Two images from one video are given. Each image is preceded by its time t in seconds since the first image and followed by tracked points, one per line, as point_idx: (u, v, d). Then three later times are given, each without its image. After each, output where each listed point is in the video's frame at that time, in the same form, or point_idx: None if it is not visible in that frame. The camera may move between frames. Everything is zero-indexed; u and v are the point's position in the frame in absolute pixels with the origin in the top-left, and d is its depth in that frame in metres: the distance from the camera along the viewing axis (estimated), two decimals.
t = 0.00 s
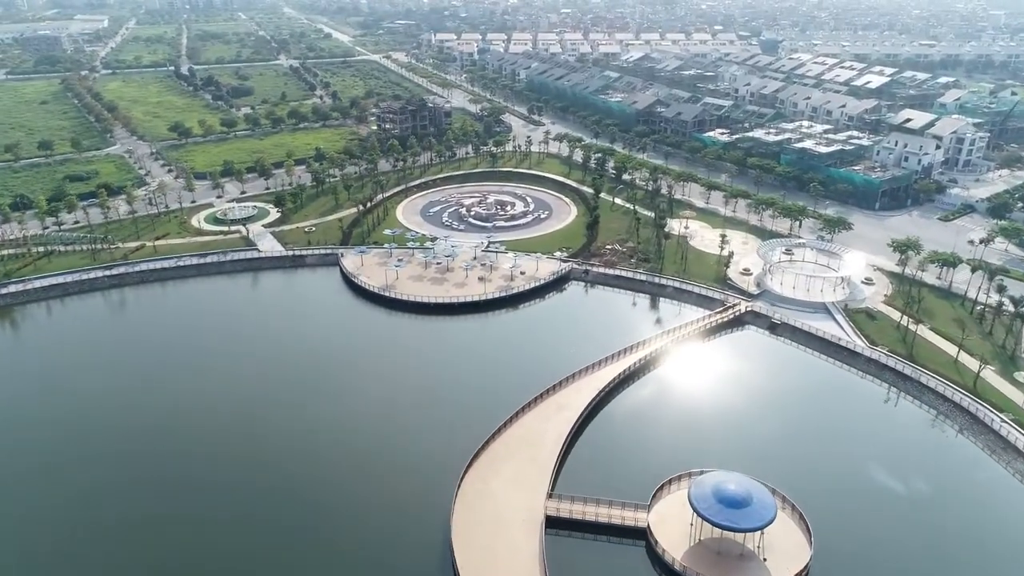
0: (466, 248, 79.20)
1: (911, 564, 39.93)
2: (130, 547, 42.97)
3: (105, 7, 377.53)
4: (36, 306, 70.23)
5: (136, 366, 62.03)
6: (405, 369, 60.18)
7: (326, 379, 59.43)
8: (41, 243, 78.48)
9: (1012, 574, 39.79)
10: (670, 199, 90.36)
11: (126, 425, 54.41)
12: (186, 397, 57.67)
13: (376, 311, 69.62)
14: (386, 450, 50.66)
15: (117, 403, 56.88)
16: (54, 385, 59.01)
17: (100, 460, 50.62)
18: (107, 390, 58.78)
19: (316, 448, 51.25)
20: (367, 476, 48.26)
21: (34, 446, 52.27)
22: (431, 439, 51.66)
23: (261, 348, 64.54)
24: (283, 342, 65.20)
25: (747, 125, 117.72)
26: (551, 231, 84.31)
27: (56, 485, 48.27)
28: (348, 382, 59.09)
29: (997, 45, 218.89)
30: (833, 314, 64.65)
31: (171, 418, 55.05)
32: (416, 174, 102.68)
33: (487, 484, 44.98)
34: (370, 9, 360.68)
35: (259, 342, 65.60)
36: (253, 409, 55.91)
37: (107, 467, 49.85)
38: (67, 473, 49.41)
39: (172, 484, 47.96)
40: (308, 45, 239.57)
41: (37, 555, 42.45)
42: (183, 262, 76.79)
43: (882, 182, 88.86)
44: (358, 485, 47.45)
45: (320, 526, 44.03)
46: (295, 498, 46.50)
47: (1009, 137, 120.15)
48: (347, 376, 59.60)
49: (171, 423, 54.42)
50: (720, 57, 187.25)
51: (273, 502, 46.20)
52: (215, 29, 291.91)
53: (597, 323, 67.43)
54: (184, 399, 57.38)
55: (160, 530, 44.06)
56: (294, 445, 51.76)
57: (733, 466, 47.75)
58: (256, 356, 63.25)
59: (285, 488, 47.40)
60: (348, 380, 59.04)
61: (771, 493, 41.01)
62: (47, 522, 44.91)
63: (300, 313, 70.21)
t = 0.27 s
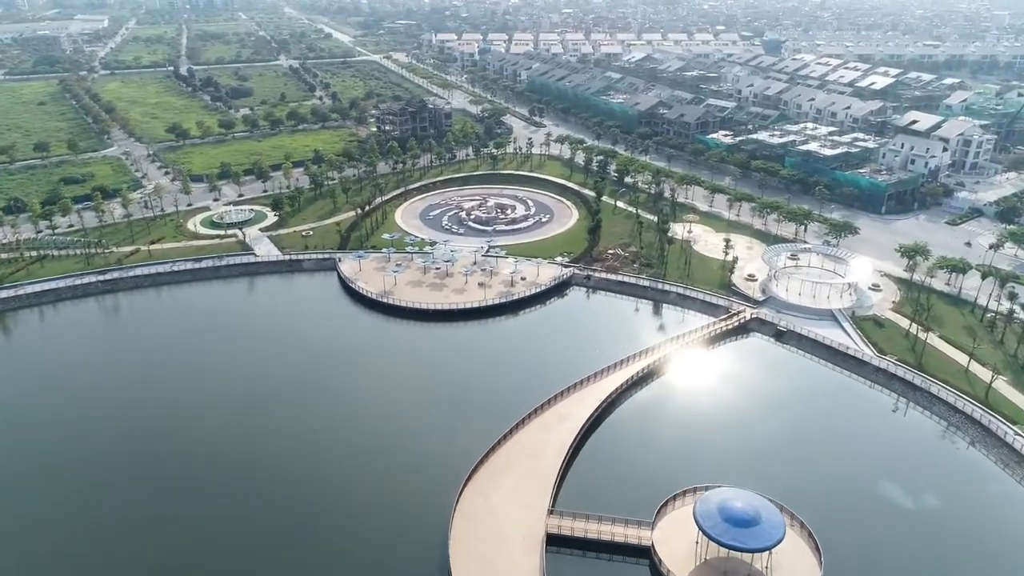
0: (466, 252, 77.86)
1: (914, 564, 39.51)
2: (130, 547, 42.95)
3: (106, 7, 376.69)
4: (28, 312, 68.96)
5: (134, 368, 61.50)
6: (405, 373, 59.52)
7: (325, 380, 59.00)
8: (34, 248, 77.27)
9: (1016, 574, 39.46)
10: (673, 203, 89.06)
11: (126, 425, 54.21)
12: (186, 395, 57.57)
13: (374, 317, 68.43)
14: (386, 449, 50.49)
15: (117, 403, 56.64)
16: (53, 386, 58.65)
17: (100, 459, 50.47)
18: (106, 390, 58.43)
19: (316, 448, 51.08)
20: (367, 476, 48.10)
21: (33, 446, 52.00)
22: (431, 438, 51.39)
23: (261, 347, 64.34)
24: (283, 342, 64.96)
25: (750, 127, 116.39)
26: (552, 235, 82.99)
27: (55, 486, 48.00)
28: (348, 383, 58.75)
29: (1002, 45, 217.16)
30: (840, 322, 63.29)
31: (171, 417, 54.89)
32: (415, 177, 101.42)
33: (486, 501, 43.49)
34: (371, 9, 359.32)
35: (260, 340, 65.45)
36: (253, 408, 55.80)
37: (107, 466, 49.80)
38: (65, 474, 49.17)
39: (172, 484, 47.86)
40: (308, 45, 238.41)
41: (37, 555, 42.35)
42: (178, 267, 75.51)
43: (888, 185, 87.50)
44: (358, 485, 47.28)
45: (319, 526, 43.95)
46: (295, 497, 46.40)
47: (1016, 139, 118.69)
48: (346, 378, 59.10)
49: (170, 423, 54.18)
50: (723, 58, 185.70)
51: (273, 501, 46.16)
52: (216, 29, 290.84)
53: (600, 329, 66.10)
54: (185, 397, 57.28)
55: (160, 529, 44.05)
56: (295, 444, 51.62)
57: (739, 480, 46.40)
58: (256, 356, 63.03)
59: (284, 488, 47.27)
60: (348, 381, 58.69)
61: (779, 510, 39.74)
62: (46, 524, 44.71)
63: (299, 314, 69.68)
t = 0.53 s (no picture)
0: (465, 257, 76.59)
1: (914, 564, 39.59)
2: (132, 544, 42.91)
3: (106, 6, 375.54)
4: (20, 318, 67.76)
5: (131, 371, 60.90)
6: (405, 378, 58.88)
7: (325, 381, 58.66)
8: (26, 253, 76.09)
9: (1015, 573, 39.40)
10: (676, 207, 87.79)
11: (125, 425, 53.98)
12: (187, 394, 57.49)
13: (372, 323, 67.23)
14: (386, 449, 50.37)
15: (116, 403, 56.43)
16: (50, 387, 58.22)
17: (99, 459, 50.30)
18: (104, 391, 58.10)
19: (316, 447, 50.88)
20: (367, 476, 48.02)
21: (32, 446, 51.72)
22: (432, 438, 51.29)
23: (263, 347, 64.20)
24: (284, 342, 64.82)
25: (754, 129, 115.07)
26: (553, 240, 81.69)
27: (52, 487, 47.63)
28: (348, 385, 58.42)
29: (1007, 46, 215.58)
30: (848, 330, 61.89)
31: (172, 417, 54.72)
32: (415, 180, 100.14)
33: (483, 518, 42.11)
34: (372, 9, 358.01)
35: (261, 340, 65.38)
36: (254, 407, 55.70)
37: (108, 465, 49.67)
38: (63, 474, 48.84)
39: (172, 483, 47.71)
40: (308, 46, 237.27)
41: (35, 555, 42.15)
42: (173, 272, 74.26)
43: (895, 189, 86.14)
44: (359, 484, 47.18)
45: (319, 525, 43.83)
46: (296, 496, 46.35)
47: None
48: (346, 380, 58.70)
49: (169, 423, 53.92)
50: (725, 58, 184.29)
51: (274, 498, 46.23)
52: (216, 29, 289.79)
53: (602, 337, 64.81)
54: (185, 396, 57.19)
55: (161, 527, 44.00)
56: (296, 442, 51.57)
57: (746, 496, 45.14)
58: (257, 355, 62.92)
59: (284, 487, 47.10)
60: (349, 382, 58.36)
61: (788, 530, 38.36)
62: (43, 526, 44.29)
63: (299, 316, 69.20)
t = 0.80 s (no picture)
0: (464, 263, 75.16)
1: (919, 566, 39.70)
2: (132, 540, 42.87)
3: (106, 6, 374.26)
4: (10, 324, 66.33)
5: (124, 375, 59.95)
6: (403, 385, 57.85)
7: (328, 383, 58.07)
8: (18, 258, 74.76)
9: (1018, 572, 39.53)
10: (679, 211, 86.35)
11: (127, 424, 53.83)
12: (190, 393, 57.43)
13: (368, 330, 65.76)
14: (387, 448, 49.94)
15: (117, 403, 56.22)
16: (43, 392, 57.33)
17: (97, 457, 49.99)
18: (100, 392, 57.60)
19: (316, 447, 50.48)
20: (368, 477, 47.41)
21: (24, 447, 51.13)
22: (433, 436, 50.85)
23: (265, 348, 63.83)
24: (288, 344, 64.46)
25: (758, 132, 113.58)
26: (554, 244, 80.25)
27: (48, 487, 47.27)
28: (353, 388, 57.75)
29: (1012, 47, 213.78)
30: (856, 339, 60.37)
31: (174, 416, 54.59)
32: (413, 183, 98.68)
33: (481, 539, 40.65)
34: (372, 9, 356.49)
35: (263, 341, 64.97)
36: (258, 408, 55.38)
37: (107, 463, 49.46)
38: (59, 475, 48.36)
39: (171, 481, 47.45)
40: (308, 46, 235.93)
41: (33, 555, 41.77)
42: (166, 278, 72.87)
43: (902, 193, 84.63)
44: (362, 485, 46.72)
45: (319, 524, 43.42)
46: (294, 494, 45.95)
47: None
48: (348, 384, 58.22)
49: (167, 425, 53.42)
50: (727, 59, 182.70)
51: (273, 495, 45.90)
52: (215, 29, 288.37)
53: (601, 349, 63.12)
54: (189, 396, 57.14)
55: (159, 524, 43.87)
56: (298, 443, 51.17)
57: (751, 514, 43.70)
58: (260, 354, 62.85)
59: (284, 486, 46.68)
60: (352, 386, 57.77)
61: (797, 551, 37.01)
62: (38, 529, 43.71)
63: (296, 320, 68.27)
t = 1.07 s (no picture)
0: (463, 268, 73.85)
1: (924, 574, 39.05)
2: (135, 539, 42.59)
3: (105, 6, 373.32)
4: None
5: (119, 379, 59.12)
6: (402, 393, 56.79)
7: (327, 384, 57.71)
8: (9, 263, 73.53)
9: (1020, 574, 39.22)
10: (681, 214, 85.08)
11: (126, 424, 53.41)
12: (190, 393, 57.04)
13: (366, 336, 64.42)
14: (388, 448, 49.58)
15: (114, 404, 55.61)
16: (38, 396, 56.50)
17: (94, 459, 49.48)
18: (97, 394, 57.05)
19: (317, 447, 50.13)
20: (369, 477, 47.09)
21: (23, 447, 50.77)
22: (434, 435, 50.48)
23: (264, 349, 63.47)
24: (286, 343, 64.16)
25: (761, 134, 112.26)
26: (555, 249, 78.93)
27: (46, 489, 46.78)
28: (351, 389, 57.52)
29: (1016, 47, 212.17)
30: (863, 347, 59.04)
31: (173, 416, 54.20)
32: (412, 186, 97.43)
33: (479, 555, 39.42)
34: (372, 9, 355.23)
35: (262, 341, 64.67)
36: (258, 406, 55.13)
37: (106, 463, 49.05)
38: (56, 477, 47.78)
39: (172, 481, 47.09)
40: (307, 47, 234.73)
41: (34, 555, 41.42)
42: (159, 284, 71.56)
43: (908, 197, 83.30)
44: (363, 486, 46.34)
45: (320, 523, 43.07)
46: (295, 493, 45.56)
47: None
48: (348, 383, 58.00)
49: (166, 426, 52.95)
50: (729, 60, 181.31)
51: (275, 494, 45.55)
52: (214, 30, 287.11)
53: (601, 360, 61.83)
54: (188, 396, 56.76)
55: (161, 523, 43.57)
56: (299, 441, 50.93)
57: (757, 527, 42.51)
58: (261, 354, 62.47)
59: (285, 486, 46.34)
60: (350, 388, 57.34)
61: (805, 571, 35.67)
62: (38, 529, 43.35)
63: (293, 324, 67.27)
